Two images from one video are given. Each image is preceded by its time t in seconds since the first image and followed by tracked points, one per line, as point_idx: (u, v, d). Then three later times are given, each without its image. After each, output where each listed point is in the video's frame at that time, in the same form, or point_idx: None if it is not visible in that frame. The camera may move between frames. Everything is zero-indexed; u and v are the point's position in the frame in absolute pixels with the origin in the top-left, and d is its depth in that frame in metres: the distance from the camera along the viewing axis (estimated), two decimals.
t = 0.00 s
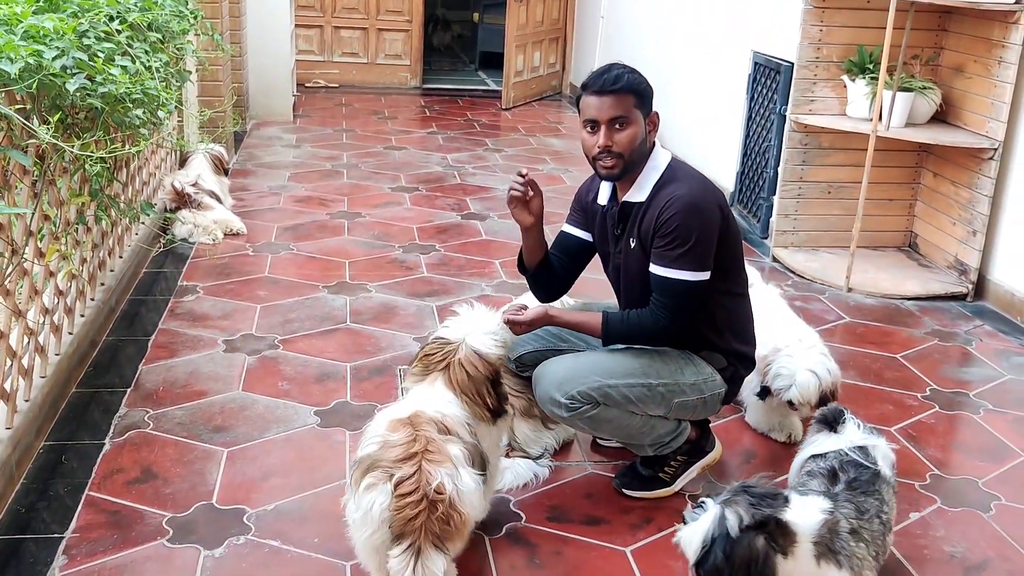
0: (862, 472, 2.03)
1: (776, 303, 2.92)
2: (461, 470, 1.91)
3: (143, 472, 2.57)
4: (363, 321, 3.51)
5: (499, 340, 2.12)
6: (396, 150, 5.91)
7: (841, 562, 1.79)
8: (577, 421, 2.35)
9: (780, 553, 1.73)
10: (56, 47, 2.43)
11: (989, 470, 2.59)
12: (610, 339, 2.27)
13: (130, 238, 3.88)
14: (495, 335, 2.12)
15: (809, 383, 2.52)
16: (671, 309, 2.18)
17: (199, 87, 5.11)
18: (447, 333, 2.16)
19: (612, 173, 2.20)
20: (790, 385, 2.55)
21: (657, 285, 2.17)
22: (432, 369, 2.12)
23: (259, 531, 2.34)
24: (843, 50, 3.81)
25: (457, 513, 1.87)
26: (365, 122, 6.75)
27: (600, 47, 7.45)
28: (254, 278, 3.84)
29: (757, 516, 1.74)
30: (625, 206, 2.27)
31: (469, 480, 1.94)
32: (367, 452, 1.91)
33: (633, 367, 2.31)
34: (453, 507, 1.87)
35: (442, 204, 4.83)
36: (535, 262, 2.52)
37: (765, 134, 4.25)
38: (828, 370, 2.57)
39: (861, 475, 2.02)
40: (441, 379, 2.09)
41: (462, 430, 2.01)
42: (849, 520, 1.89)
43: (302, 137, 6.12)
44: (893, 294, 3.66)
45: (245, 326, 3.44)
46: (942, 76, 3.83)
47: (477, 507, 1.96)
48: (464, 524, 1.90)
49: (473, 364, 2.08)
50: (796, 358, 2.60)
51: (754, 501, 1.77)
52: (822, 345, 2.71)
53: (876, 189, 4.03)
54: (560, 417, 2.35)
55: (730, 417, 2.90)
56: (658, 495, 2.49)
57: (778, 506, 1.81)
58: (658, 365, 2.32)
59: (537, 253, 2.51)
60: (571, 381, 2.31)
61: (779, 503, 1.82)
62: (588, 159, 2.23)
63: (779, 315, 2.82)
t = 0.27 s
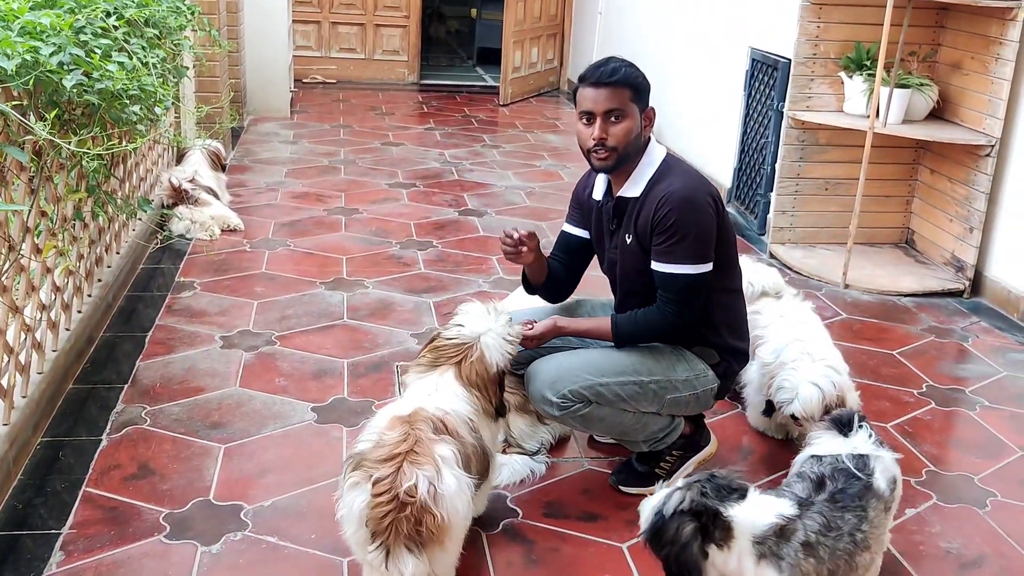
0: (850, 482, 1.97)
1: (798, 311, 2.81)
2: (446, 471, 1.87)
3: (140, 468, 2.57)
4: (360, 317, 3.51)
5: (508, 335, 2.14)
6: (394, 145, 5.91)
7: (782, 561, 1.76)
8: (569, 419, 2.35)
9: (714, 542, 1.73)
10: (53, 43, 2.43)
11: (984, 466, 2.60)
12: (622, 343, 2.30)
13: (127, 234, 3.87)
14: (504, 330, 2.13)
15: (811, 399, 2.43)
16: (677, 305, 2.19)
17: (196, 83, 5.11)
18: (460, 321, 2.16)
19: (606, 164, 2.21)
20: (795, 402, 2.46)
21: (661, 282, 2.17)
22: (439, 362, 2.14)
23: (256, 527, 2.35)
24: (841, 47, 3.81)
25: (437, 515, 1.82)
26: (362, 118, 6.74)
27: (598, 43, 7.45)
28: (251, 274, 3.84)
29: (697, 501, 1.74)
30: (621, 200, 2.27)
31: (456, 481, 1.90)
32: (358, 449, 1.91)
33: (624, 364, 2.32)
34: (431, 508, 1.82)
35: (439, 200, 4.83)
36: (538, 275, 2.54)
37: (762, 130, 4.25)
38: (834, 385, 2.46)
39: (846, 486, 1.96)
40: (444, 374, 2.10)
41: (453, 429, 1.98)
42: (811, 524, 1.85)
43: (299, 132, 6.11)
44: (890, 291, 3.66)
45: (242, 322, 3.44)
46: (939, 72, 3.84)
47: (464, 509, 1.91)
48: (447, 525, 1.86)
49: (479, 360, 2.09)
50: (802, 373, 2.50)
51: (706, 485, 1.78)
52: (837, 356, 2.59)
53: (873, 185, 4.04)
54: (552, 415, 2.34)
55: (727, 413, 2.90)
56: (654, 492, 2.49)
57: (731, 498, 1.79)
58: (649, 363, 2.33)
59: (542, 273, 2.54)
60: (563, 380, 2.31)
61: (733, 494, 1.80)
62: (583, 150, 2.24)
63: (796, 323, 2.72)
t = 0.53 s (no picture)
0: (829, 491, 1.81)
1: (816, 322, 2.57)
2: (423, 466, 1.86)
3: (138, 464, 2.57)
4: (358, 313, 3.51)
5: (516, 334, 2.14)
6: (391, 141, 5.90)
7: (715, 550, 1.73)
8: (568, 416, 2.35)
9: (655, 518, 1.75)
10: (50, 39, 2.43)
11: (981, 462, 2.61)
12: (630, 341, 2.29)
13: (125, 230, 3.87)
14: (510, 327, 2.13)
15: (802, 426, 2.27)
16: (683, 303, 2.20)
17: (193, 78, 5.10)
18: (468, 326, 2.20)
19: (600, 162, 2.21)
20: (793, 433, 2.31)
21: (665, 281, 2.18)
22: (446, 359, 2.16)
23: (254, 523, 2.35)
24: (839, 43, 3.81)
25: (409, 510, 1.82)
26: (360, 113, 6.74)
27: (596, 39, 7.44)
28: (249, 270, 3.84)
29: (645, 479, 1.75)
30: (617, 198, 2.27)
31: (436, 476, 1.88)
32: (344, 442, 1.95)
33: (622, 361, 2.32)
34: (402, 503, 1.82)
35: (437, 196, 4.83)
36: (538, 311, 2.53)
37: (760, 127, 4.25)
38: (835, 412, 2.25)
39: (821, 495, 1.80)
40: (447, 370, 2.12)
41: (441, 425, 1.98)
42: (757, 521, 1.75)
43: (297, 128, 6.10)
44: (887, 287, 3.67)
45: (240, 318, 3.44)
46: (936, 69, 3.84)
47: (447, 506, 1.89)
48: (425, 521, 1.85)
49: (485, 357, 2.07)
50: (803, 401, 2.31)
51: (667, 463, 1.78)
52: (849, 376, 2.36)
53: (870, 182, 4.04)
54: (549, 412, 2.34)
55: (726, 409, 2.90)
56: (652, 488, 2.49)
57: (686, 482, 1.77)
58: (647, 360, 2.33)
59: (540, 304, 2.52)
60: (561, 377, 2.30)
61: (691, 479, 1.78)
62: (576, 147, 2.24)
63: (810, 340, 2.50)
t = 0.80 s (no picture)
0: (781, 482, 1.77)
1: (823, 334, 2.43)
2: (417, 462, 1.86)
3: (134, 460, 2.57)
4: (355, 309, 3.51)
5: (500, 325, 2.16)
6: (388, 136, 5.89)
7: (658, 525, 1.77)
8: (564, 413, 2.36)
9: (611, 488, 1.81)
10: (45, 34, 2.42)
11: (976, 458, 2.62)
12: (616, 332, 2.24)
13: (121, 226, 3.86)
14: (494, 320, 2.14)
15: (771, 441, 2.04)
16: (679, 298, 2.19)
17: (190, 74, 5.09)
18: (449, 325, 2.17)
19: (596, 155, 2.21)
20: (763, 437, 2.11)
21: (660, 276, 2.18)
22: (438, 362, 2.13)
23: (250, 519, 2.35)
24: (835, 39, 3.81)
25: (403, 506, 1.83)
26: (357, 109, 6.72)
27: (593, 34, 7.43)
28: (245, 266, 3.84)
29: (605, 453, 1.80)
30: (613, 195, 2.28)
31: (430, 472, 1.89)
32: (335, 438, 1.94)
33: (618, 358, 2.33)
34: (396, 498, 1.83)
35: (434, 191, 4.83)
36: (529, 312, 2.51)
37: (757, 122, 4.25)
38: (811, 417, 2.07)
39: (772, 485, 1.77)
40: (443, 372, 2.10)
41: (434, 421, 1.98)
42: (697, 503, 1.75)
43: (293, 123, 6.09)
44: (883, 283, 3.67)
45: (236, 313, 3.44)
46: (933, 65, 3.84)
47: (441, 500, 1.90)
48: (419, 516, 1.86)
49: (477, 352, 2.10)
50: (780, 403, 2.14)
51: (635, 441, 1.80)
52: (839, 387, 2.19)
53: (867, 177, 4.04)
54: (546, 409, 2.35)
55: (723, 404, 2.90)
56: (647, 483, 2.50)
57: (647, 461, 1.79)
58: (642, 356, 2.34)
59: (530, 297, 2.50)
60: (556, 375, 2.31)
61: (652, 458, 1.80)
62: (572, 142, 2.24)
63: (809, 348, 2.35)
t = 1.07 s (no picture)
0: (730, 489, 1.74)
1: (830, 347, 2.30)
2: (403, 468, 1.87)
3: (131, 457, 2.58)
4: (352, 305, 3.51)
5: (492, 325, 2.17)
6: (385, 132, 5.89)
7: (616, 501, 1.83)
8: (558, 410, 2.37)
9: (595, 447, 1.85)
10: (41, 31, 2.42)
11: (971, 455, 2.62)
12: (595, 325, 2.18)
13: (117, 222, 3.86)
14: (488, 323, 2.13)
15: (739, 443, 1.94)
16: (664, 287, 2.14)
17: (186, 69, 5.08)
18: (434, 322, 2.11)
19: (591, 152, 2.21)
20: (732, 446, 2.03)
21: (644, 262, 2.14)
22: (435, 364, 2.11)
23: (246, 515, 2.36)
24: (832, 36, 3.81)
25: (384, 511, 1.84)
26: (353, 104, 6.72)
27: (590, 30, 7.42)
28: (242, 262, 3.84)
29: (599, 415, 1.82)
30: (608, 190, 2.28)
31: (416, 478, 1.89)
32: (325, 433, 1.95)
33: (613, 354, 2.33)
34: (377, 504, 1.83)
35: (431, 187, 4.83)
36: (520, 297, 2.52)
37: (753, 119, 4.25)
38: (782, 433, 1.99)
39: (719, 492, 1.74)
40: (442, 375, 2.09)
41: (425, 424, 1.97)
42: (647, 493, 1.78)
43: (290, 119, 6.08)
44: (879, 279, 3.67)
45: (232, 310, 3.44)
46: (929, 61, 3.84)
47: (425, 507, 1.91)
48: (400, 522, 1.87)
49: (473, 348, 2.11)
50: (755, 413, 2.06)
51: (632, 409, 1.81)
52: (825, 406, 2.09)
53: (863, 174, 4.04)
54: (540, 406, 2.37)
55: (717, 400, 2.84)
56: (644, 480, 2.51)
57: (636, 433, 1.82)
58: (637, 352, 2.32)
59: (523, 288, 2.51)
60: (550, 371, 2.32)
61: (639, 432, 1.82)
62: (567, 138, 2.24)
63: (808, 360, 2.24)
